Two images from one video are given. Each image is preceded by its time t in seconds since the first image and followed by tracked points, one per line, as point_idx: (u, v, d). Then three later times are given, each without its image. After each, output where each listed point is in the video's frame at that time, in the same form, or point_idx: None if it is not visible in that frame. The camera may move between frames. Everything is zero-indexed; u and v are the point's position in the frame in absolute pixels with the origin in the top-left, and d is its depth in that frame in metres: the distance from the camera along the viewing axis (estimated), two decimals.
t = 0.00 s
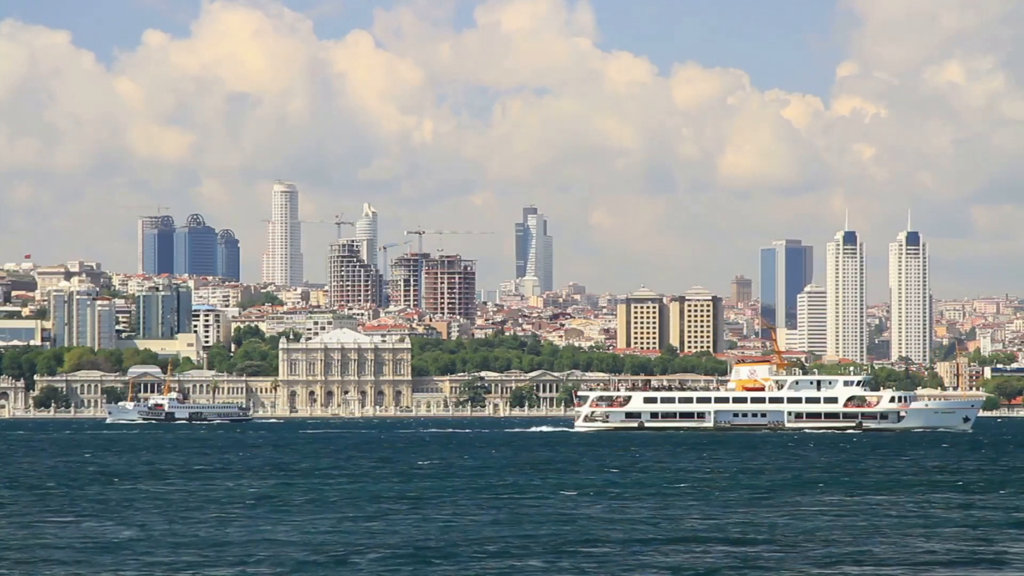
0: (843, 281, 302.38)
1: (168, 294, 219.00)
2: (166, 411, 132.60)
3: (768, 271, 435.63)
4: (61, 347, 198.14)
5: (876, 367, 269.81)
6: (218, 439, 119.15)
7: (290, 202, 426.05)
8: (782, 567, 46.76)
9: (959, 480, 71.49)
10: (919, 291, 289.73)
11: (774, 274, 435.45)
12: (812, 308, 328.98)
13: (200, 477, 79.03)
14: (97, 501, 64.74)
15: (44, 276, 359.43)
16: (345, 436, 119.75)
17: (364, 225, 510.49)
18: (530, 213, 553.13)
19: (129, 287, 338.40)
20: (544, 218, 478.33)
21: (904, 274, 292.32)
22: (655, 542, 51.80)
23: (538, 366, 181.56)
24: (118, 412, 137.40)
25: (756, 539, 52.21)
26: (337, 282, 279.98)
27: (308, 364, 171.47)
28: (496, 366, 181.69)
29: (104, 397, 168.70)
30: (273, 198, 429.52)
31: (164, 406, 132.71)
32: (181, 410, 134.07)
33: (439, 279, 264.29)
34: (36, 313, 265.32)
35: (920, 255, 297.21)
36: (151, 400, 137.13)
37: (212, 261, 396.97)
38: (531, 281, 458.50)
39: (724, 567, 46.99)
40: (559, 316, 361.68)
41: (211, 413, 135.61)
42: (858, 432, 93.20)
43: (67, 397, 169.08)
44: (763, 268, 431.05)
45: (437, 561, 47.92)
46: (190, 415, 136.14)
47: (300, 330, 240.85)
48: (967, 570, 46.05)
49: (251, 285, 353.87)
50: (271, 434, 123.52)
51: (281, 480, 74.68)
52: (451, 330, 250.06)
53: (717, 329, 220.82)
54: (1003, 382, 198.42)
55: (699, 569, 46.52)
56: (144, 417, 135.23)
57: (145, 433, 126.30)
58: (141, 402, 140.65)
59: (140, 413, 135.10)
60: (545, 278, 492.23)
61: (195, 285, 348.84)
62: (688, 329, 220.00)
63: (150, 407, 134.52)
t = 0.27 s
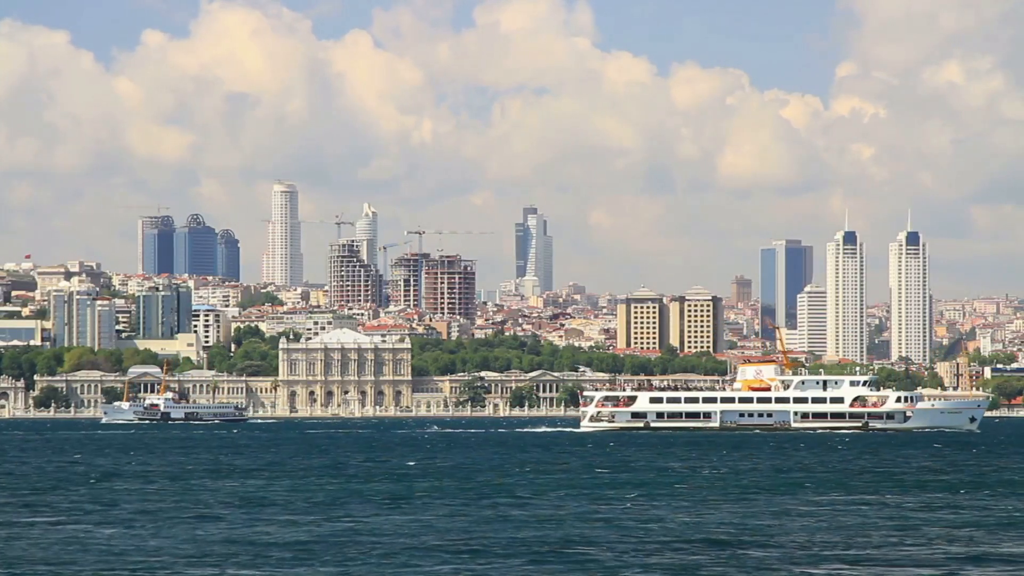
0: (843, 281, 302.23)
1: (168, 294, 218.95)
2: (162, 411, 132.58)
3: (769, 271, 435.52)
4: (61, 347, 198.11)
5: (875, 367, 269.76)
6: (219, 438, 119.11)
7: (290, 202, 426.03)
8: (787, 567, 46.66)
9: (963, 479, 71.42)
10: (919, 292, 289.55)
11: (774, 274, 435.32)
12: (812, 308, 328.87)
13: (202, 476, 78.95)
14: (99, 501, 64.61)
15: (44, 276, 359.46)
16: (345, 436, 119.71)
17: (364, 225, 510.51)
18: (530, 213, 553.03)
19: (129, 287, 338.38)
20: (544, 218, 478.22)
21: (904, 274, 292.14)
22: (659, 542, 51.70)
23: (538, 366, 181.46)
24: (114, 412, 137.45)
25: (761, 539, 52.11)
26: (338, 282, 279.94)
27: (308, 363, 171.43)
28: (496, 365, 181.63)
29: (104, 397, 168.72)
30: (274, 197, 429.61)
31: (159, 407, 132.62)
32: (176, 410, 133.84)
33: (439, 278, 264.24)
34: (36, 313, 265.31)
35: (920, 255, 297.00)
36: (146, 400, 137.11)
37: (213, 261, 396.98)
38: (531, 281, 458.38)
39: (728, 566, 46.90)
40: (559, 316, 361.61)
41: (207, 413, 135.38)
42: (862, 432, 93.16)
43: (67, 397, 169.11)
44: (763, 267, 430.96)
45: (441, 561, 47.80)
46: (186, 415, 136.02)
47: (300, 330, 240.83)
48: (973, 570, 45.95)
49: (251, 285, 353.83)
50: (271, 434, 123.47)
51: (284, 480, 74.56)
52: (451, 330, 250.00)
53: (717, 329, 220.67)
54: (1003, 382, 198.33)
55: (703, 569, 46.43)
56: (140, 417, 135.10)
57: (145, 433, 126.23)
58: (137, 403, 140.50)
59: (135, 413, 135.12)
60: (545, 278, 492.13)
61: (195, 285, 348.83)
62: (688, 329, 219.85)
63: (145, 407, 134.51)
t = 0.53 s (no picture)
0: (843, 281, 302.06)
1: (168, 294, 218.81)
2: (159, 411, 132.15)
3: (768, 271, 435.41)
4: (61, 347, 198.08)
5: (875, 367, 269.76)
6: (219, 439, 119.06)
7: (290, 202, 425.89)
8: (782, 567, 46.59)
9: (964, 480, 71.35)
10: (919, 291, 289.32)
11: (774, 273, 435.22)
12: (812, 308, 328.73)
13: (201, 477, 78.88)
14: (94, 501, 64.52)
15: (44, 276, 359.39)
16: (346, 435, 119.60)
17: (364, 225, 510.46)
18: (530, 213, 552.90)
19: (129, 287, 338.37)
20: (544, 218, 477.98)
21: (904, 274, 291.90)
22: (656, 541, 51.62)
23: (538, 366, 181.31)
24: (111, 412, 137.35)
25: (757, 539, 52.05)
26: (338, 282, 279.88)
27: (308, 363, 171.38)
28: (496, 365, 181.50)
29: (104, 397, 168.71)
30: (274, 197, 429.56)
31: (156, 407, 132.34)
32: (172, 409, 133.69)
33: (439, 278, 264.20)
34: (36, 313, 265.23)
35: (920, 255, 296.73)
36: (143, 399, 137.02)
37: (213, 261, 397.01)
38: (531, 281, 458.17)
39: (721, 567, 46.82)
40: (559, 316, 361.58)
41: (202, 413, 135.14)
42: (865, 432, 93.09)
43: (67, 397, 169.18)
44: (763, 267, 430.85)
45: (436, 562, 47.73)
46: (182, 416, 135.91)
47: (300, 330, 240.79)
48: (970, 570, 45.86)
49: (251, 285, 353.69)
50: (271, 433, 123.44)
51: (283, 480, 74.47)
52: (451, 330, 249.96)
53: (717, 329, 220.53)
54: (1003, 382, 198.34)
55: (699, 569, 46.36)
56: (137, 416, 134.85)
57: (145, 433, 126.19)
58: (132, 402, 140.35)
59: (131, 413, 134.97)
60: (544, 278, 492.03)
61: (195, 285, 348.79)
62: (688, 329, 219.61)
63: (141, 406, 134.11)
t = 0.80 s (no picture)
0: (843, 281, 301.85)
1: (168, 294, 218.53)
2: (153, 412, 131.37)
3: (768, 271, 435.17)
4: (61, 347, 198.00)
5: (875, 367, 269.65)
6: (220, 439, 119.01)
7: (290, 202, 425.70)
8: (781, 567, 46.60)
9: (965, 480, 71.33)
10: (919, 292, 289.14)
11: (774, 273, 435.09)
12: (812, 308, 328.54)
13: (201, 476, 78.80)
14: (94, 501, 64.48)
15: (44, 276, 359.21)
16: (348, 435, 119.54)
17: (364, 224, 510.43)
18: (531, 213, 552.73)
19: (129, 287, 338.32)
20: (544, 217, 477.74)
21: (904, 274, 291.72)
22: (656, 542, 51.61)
23: (538, 366, 181.14)
24: (107, 411, 137.31)
25: (758, 539, 52.03)
26: (338, 282, 279.80)
27: (308, 363, 171.28)
28: (496, 365, 181.32)
29: (104, 397, 168.71)
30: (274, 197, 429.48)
31: (151, 407, 131.70)
32: (168, 409, 133.41)
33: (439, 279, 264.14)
34: (36, 313, 265.15)
35: (920, 255, 296.54)
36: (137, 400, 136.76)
37: (213, 261, 396.95)
38: (531, 281, 457.97)
39: (721, 567, 46.81)
40: (559, 316, 361.44)
41: (198, 413, 134.88)
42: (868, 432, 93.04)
43: (67, 397, 169.18)
44: (763, 267, 430.74)
45: (435, 561, 47.72)
46: (178, 415, 135.75)
47: (300, 330, 240.71)
48: (970, 570, 45.84)
49: (251, 285, 353.56)
50: (272, 433, 123.40)
51: (283, 480, 74.41)
52: (451, 330, 249.85)
53: (717, 329, 220.38)
54: (1004, 382, 198.12)
55: (699, 569, 46.36)
56: (133, 417, 134.71)
57: (144, 433, 126.09)
58: (129, 403, 140.22)
59: (127, 413, 134.87)
60: (545, 278, 491.81)
61: (195, 285, 348.62)
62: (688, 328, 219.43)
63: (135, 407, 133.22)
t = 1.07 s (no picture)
0: (843, 280, 301.80)
1: (168, 294, 218.39)
2: (149, 412, 131.13)
3: (768, 270, 435.11)
4: (61, 347, 197.94)
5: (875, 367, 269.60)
6: (221, 439, 118.93)
7: (290, 202, 425.57)
8: (775, 567, 46.62)
9: (964, 480, 71.30)
10: (919, 292, 289.10)
11: (774, 273, 435.03)
12: (812, 308, 328.44)
13: (199, 477, 78.67)
14: (95, 501, 64.40)
15: (44, 276, 359.11)
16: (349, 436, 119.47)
17: (364, 224, 510.46)
18: (531, 213, 552.70)
19: (129, 287, 338.21)
20: (544, 217, 477.66)
21: (904, 274, 291.68)
22: (652, 542, 51.56)
23: (538, 366, 181.08)
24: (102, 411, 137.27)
25: (753, 539, 52.02)
26: (337, 282, 279.68)
27: (308, 363, 171.20)
28: (496, 365, 181.25)
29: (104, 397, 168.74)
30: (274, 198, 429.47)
31: (146, 407, 131.45)
32: (163, 410, 133.34)
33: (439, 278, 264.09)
34: (36, 313, 265.05)
35: (920, 255, 296.46)
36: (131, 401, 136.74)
37: (213, 261, 396.94)
38: (531, 281, 457.81)
39: (716, 566, 46.82)
40: (559, 316, 361.36)
41: (194, 413, 134.74)
42: (870, 432, 93.06)
43: (67, 397, 169.22)
44: (764, 267, 430.67)
45: (430, 562, 47.70)
46: (174, 415, 135.63)
47: (300, 330, 240.66)
48: (968, 570, 45.82)
49: (251, 285, 353.43)
50: (272, 433, 123.30)
51: (284, 481, 74.32)
52: (451, 330, 249.78)
53: (717, 329, 220.35)
54: (1004, 382, 198.03)
55: (695, 569, 46.32)
56: (128, 417, 134.59)
57: (143, 434, 126.00)
58: (124, 403, 140.12)
59: (122, 413, 134.87)
60: (545, 278, 491.68)
61: (195, 285, 348.52)
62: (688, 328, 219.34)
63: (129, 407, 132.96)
